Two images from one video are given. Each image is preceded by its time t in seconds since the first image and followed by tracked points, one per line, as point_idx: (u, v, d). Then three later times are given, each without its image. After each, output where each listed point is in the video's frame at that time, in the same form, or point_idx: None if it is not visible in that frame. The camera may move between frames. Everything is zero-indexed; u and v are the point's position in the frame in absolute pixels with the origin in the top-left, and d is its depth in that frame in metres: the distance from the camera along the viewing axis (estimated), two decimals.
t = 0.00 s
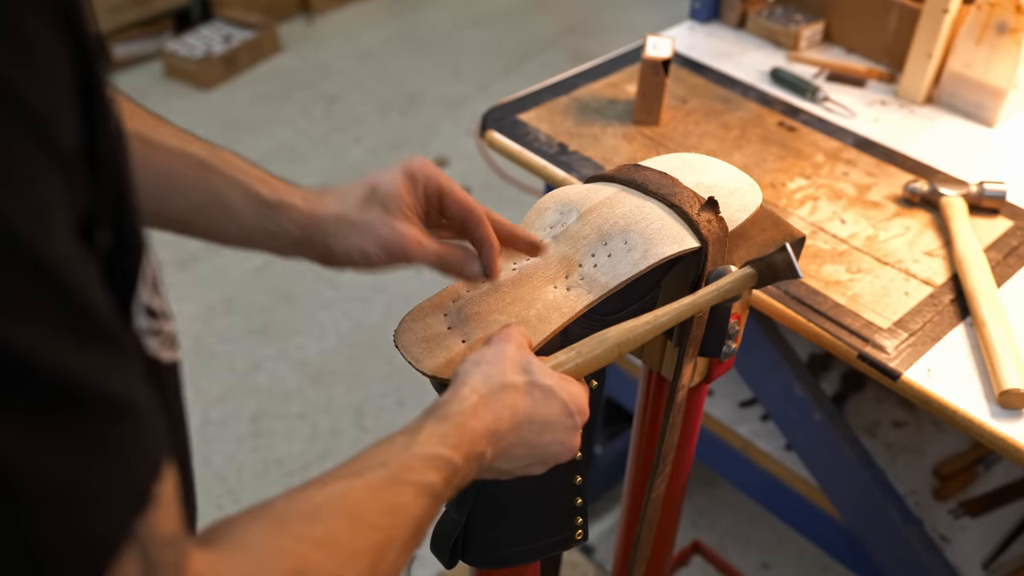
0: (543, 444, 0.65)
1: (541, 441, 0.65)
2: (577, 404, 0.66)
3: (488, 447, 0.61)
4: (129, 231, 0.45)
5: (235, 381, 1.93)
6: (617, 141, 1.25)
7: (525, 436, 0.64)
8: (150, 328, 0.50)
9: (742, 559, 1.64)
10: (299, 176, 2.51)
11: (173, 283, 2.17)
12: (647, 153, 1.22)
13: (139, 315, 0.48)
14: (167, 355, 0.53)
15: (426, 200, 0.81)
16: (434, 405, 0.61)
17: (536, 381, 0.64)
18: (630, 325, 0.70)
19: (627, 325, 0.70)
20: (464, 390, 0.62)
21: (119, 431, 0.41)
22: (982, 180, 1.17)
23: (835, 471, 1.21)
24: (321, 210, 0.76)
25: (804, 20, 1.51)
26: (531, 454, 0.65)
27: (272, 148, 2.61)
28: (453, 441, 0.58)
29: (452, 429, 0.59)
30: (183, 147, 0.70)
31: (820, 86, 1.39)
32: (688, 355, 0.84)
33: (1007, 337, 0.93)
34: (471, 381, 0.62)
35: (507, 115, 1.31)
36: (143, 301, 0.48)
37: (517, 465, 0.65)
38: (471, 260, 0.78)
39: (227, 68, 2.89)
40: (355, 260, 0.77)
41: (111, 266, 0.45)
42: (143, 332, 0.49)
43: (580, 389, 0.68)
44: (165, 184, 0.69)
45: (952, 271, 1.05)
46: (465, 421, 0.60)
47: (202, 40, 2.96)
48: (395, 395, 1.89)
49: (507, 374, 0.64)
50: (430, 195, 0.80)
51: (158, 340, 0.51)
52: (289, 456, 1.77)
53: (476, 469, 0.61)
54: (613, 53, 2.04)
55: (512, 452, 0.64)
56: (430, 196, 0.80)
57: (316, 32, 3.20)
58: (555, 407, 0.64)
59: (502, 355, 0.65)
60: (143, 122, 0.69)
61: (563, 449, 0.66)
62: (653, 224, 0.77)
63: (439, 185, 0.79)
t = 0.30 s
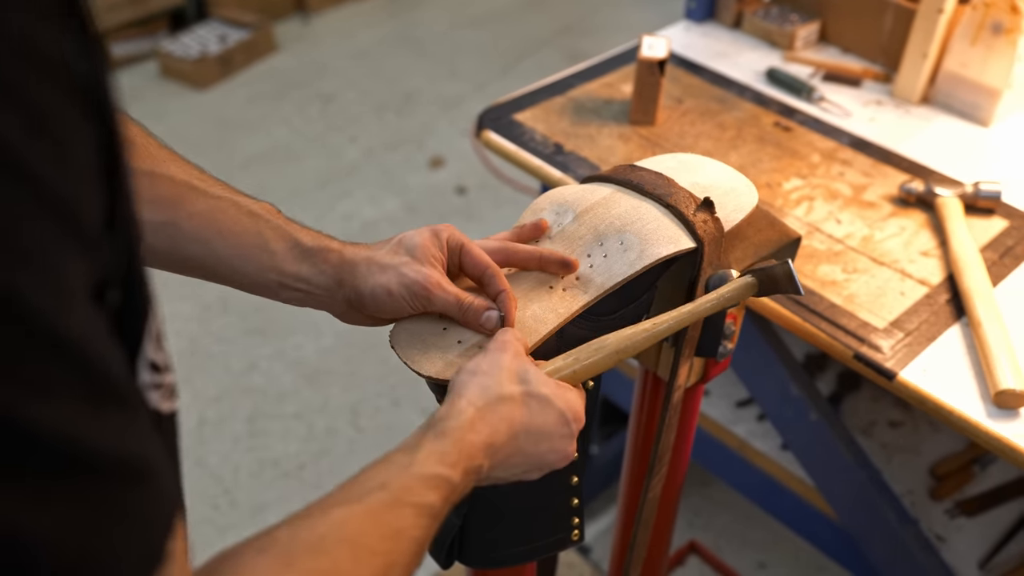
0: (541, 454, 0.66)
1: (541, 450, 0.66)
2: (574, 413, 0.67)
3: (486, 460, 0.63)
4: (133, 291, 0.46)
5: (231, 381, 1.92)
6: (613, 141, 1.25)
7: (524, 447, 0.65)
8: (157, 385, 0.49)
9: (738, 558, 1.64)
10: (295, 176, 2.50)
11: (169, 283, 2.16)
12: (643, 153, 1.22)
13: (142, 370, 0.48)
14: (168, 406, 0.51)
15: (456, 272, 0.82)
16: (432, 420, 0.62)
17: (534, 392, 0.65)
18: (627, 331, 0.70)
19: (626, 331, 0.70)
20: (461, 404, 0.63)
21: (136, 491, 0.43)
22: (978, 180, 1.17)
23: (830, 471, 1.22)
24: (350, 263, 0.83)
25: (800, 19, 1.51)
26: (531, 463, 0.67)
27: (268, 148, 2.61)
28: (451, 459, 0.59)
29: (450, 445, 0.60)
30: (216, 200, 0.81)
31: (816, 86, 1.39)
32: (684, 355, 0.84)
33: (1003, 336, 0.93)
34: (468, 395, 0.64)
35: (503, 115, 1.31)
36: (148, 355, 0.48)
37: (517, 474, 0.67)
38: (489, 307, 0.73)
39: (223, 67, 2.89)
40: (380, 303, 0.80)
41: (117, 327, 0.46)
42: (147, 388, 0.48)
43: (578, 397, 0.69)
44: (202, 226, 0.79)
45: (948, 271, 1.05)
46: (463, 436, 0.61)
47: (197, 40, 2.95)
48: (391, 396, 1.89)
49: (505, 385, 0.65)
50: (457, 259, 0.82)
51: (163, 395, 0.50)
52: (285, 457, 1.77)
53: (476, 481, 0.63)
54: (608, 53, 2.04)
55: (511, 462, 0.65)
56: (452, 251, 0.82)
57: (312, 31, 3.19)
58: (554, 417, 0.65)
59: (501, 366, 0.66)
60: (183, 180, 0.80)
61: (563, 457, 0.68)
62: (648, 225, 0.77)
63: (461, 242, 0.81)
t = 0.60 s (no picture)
0: (445, 514, 0.63)
1: (443, 512, 0.63)
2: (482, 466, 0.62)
3: (370, 540, 0.60)
4: (74, 347, 0.48)
5: (229, 381, 1.92)
6: (611, 140, 1.25)
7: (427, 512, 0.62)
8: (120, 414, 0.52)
9: (736, 558, 1.64)
10: (293, 175, 2.50)
11: (167, 283, 2.16)
12: (641, 152, 1.22)
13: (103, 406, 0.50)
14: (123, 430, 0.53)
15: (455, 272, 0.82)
16: (307, 497, 0.59)
17: (421, 458, 0.60)
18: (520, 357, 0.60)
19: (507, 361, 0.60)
20: (335, 482, 0.59)
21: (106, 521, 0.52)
22: (976, 180, 1.17)
23: (828, 470, 1.22)
24: (347, 270, 0.83)
25: (798, 19, 1.52)
26: (437, 526, 0.63)
27: (265, 148, 2.61)
28: (309, 553, 0.56)
29: (309, 535, 0.57)
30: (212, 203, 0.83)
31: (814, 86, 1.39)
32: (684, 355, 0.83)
33: (1001, 336, 0.93)
34: (347, 469, 0.60)
35: (501, 114, 1.30)
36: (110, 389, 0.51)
37: (423, 542, 0.64)
38: (489, 311, 0.73)
39: (221, 67, 2.88)
40: (380, 310, 0.81)
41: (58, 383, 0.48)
42: (108, 420, 0.51)
43: (493, 437, 0.63)
44: (197, 227, 0.82)
45: (946, 270, 1.05)
46: (330, 521, 0.58)
47: (195, 39, 2.95)
48: (389, 395, 1.89)
49: (389, 452, 0.60)
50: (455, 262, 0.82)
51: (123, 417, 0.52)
52: (283, 457, 1.77)
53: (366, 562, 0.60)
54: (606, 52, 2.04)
55: (414, 529, 0.62)
56: (450, 253, 0.81)
57: (310, 31, 3.19)
58: (450, 479, 0.62)
59: (387, 429, 0.60)
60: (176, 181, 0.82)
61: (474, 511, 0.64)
62: (647, 225, 0.76)
63: (459, 245, 0.80)
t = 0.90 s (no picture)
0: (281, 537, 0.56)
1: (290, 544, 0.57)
2: (341, 487, 0.57)
3: (211, 557, 0.54)
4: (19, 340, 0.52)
5: (229, 380, 1.92)
6: (611, 139, 1.25)
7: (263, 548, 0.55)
8: (69, 403, 0.56)
9: (735, 556, 1.64)
10: (293, 175, 2.50)
11: (167, 282, 2.16)
12: (641, 152, 1.22)
13: (49, 394, 0.54)
14: (85, 416, 0.58)
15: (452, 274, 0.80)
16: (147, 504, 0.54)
17: (276, 476, 0.55)
18: (401, 370, 0.57)
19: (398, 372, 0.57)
20: (174, 493, 0.54)
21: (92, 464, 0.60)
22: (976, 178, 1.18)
23: (828, 469, 1.22)
24: (344, 295, 0.81)
25: (797, 18, 1.52)
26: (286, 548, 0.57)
27: (265, 148, 2.61)
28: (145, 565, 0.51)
29: (147, 547, 0.51)
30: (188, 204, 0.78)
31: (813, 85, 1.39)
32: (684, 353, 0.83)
33: (1000, 334, 0.94)
34: (191, 477, 0.54)
35: (501, 114, 1.31)
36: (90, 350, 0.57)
37: (265, 565, 0.57)
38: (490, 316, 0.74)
39: (221, 67, 2.89)
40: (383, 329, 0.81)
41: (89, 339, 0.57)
42: (53, 410, 0.55)
43: (353, 458, 0.59)
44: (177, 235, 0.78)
45: (946, 268, 1.05)
46: (166, 532, 0.52)
47: (195, 39, 2.95)
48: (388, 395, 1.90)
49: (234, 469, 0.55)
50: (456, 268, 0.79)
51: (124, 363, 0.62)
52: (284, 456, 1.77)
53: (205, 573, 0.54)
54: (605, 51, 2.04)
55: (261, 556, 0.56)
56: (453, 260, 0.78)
57: (309, 30, 3.19)
58: (309, 501, 0.56)
59: (229, 437, 0.55)
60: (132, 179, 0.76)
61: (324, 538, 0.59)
62: (647, 223, 0.77)
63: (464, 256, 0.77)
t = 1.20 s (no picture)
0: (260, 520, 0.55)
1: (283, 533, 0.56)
2: (335, 476, 0.57)
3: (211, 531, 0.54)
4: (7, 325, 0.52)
5: (229, 380, 1.92)
6: (611, 139, 1.25)
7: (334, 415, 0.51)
8: (63, 384, 0.57)
9: (735, 556, 1.64)
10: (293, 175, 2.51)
11: (167, 282, 2.16)
12: (641, 152, 1.23)
13: (45, 376, 0.55)
14: (83, 399, 0.60)
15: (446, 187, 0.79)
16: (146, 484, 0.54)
17: (267, 456, 0.54)
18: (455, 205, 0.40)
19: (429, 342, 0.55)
20: (174, 471, 0.53)
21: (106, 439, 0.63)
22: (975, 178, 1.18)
23: (828, 468, 1.22)
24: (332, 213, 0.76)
25: (796, 18, 1.52)
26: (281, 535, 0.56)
27: (265, 148, 2.61)
28: (137, 538, 0.52)
29: (146, 522, 0.52)
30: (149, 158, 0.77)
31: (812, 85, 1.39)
32: (683, 352, 0.83)
33: (999, 334, 0.94)
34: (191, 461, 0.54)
35: (500, 114, 1.31)
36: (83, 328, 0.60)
37: (269, 548, 0.57)
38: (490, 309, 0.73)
39: (221, 67, 2.89)
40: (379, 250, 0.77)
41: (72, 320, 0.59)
42: (50, 390, 0.56)
43: (354, 444, 0.59)
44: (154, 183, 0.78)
45: (945, 268, 1.05)
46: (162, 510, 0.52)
47: (195, 39, 2.95)
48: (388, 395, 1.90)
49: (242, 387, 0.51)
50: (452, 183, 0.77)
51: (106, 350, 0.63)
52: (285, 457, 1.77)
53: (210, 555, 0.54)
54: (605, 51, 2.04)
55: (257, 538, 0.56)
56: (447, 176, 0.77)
57: (309, 31, 3.20)
58: (309, 483, 0.55)
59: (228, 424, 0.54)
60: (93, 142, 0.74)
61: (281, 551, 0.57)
62: (646, 222, 0.77)
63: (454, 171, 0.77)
